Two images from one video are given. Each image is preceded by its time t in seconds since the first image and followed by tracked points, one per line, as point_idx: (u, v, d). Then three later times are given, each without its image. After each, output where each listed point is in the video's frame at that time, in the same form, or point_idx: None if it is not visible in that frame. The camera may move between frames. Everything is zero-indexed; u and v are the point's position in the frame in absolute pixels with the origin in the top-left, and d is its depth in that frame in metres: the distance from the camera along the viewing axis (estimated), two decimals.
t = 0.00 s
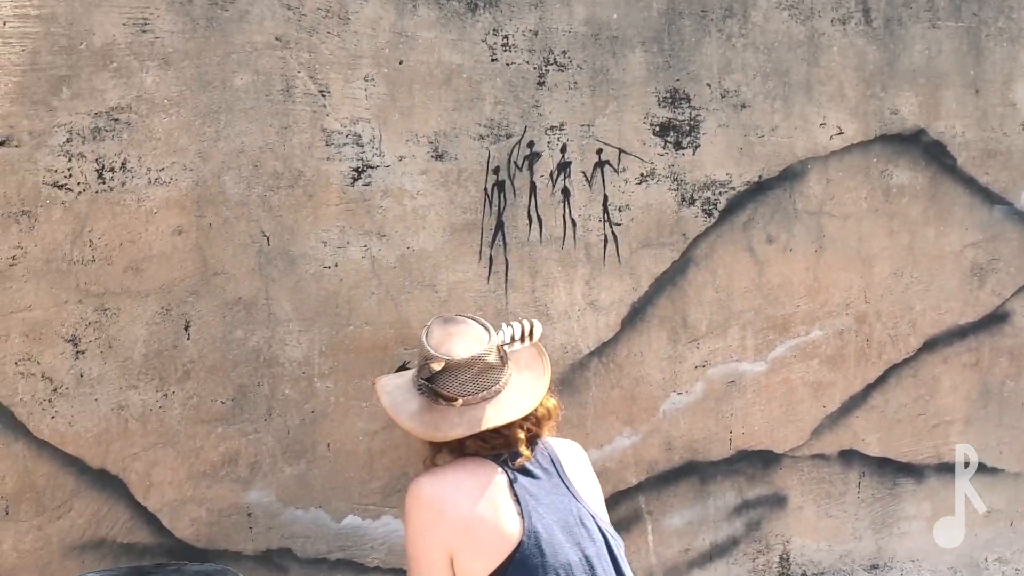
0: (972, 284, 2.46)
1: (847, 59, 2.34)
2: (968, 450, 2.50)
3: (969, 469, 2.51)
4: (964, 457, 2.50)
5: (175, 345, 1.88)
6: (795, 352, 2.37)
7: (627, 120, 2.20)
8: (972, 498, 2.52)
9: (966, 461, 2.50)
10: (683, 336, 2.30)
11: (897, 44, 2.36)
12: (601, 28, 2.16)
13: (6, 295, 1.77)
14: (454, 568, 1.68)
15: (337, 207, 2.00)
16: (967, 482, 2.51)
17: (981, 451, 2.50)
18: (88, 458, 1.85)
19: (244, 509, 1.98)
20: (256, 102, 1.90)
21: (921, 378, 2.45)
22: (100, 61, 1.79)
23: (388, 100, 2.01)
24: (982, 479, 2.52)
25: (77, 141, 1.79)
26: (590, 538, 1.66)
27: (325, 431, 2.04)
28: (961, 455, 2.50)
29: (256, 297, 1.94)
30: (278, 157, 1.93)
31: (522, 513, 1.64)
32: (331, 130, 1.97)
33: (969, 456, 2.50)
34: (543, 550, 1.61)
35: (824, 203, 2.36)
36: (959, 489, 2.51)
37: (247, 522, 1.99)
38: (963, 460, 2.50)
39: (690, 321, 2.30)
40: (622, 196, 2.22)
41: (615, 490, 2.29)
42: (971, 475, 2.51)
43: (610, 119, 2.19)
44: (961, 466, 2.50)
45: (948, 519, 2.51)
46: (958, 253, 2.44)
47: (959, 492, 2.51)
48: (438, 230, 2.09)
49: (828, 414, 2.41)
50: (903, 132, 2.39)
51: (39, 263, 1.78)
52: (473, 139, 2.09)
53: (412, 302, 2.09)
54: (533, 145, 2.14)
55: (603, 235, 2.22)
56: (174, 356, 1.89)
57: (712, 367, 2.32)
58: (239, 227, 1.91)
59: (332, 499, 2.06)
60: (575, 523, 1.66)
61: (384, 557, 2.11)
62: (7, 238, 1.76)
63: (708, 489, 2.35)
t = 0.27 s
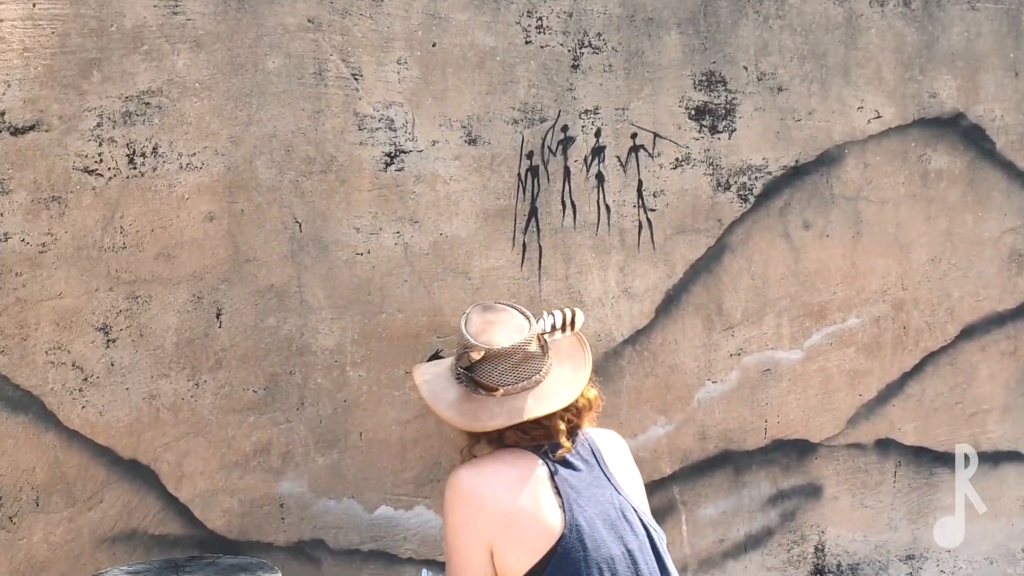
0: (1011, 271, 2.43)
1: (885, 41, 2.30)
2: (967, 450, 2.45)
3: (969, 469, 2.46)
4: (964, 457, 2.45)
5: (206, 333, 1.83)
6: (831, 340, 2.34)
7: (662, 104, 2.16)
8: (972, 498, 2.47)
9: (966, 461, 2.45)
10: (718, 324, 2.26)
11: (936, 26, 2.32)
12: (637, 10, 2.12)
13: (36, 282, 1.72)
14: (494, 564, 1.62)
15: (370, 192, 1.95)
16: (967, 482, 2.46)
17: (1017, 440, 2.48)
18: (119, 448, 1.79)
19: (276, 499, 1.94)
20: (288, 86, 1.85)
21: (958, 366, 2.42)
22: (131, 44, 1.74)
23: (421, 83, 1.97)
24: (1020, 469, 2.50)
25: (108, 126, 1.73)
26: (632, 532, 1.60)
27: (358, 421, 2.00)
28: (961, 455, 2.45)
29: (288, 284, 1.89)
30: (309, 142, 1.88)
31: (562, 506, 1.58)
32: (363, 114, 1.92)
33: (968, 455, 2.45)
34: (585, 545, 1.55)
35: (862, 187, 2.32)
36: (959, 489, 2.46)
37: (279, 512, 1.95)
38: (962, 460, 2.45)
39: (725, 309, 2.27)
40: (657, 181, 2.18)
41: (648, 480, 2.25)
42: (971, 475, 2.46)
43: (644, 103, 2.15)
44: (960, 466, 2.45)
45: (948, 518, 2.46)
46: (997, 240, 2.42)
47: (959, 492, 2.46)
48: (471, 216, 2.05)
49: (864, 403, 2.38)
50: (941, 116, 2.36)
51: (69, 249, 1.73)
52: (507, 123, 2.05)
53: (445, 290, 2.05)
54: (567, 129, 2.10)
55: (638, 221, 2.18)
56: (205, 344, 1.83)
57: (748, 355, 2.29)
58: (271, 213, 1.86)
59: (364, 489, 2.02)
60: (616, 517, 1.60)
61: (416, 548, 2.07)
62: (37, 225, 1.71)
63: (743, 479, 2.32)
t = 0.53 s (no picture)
0: None
1: (923, 26, 2.25)
2: (968, 449, 2.39)
3: (969, 468, 2.40)
4: (964, 456, 2.39)
5: (236, 324, 1.80)
6: (866, 331, 2.30)
7: (696, 90, 2.12)
8: (972, 498, 2.41)
9: (966, 461, 2.40)
10: (752, 315, 2.22)
11: (975, 11, 2.27)
12: None
13: (65, 273, 1.68)
14: (534, 561, 1.58)
15: (401, 180, 1.91)
16: (967, 482, 2.40)
17: None
18: (148, 441, 1.75)
19: (306, 493, 1.90)
20: (318, 72, 1.81)
21: (994, 357, 2.38)
22: (161, 29, 1.70)
23: (453, 69, 1.93)
24: None
25: (137, 112, 1.69)
26: (674, 529, 1.55)
27: (389, 413, 1.96)
28: (960, 454, 2.39)
29: (319, 274, 1.86)
30: (340, 129, 1.84)
31: (603, 501, 1.52)
32: (394, 101, 1.88)
33: (968, 455, 2.40)
34: (626, 542, 1.49)
35: (898, 175, 2.28)
36: (959, 489, 2.40)
37: (310, 506, 1.91)
38: (963, 460, 2.39)
39: (759, 299, 2.22)
40: (690, 169, 2.14)
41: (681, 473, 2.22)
42: (971, 475, 2.40)
43: (678, 89, 2.11)
44: (960, 466, 2.40)
45: (948, 519, 2.40)
46: None
47: (959, 492, 2.40)
48: (502, 205, 2.01)
49: (899, 395, 2.34)
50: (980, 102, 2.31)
51: (98, 239, 1.69)
52: (539, 110, 2.01)
53: (477, 280, 2.01)
54: (600, 116, 2.06)
55: (671, 209, 2.14)
56: (235, 335, 1.80)
57: (781, 346, 2.25)
58: (302, 202, 1.82)
59: (395, 483, 1.98)
60: (657, 513, 1.54)
61: (447, 542, 2.03)
62: (66, 214, 1.67)
63: (776, 472, 2.28)
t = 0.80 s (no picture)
0: None
1: (957, 17, 2.21)
2: (968, 449, 2.34)
3: (969, 468, 2.34)
4: (964, 456, 2.34)
5: (264, 323, 1.76)
6: (899, 327, 2.26)
7: (728, 82, 2.08)
8: (972, 498, 2.35)
9: (966, 461, 2.34)
10: (784, 312, 2.19)
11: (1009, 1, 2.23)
12: None
13: (91, 271, 1.64)
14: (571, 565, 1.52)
15: (430, 176, 1.87)
16: (967, 482, 2.34)
17: None
18: (175, 443, 1.72)
19: (335, 495, 1.86)
20: (347, 65, 1.77)
21: None
22: (188, 21, 1.66)
23: (483, 62, 1.88)
24: None
25: (164, 107, 1.65)
26: (716, 534, 1.48)
27: (418, 413, 1.92)
28: (960, 454, 2.34)
29: (347, 272, 1.82)
30: (369, 123, 1.80)
31: (643, 506, 1.46)
32: (424, 95, 1.84)
33: (968, 455, 2.34)
34: (667, 548, 1.43)
35: (932, 168, 2.24)
36: (959, 489, 2.34)
37: (338, 508, 1.87)
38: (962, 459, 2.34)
39: (791, 296, 2.19)
40: (722, 163, 2.10)
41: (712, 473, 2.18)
42: (971, 475, 2.35)
43: (710, 82, 2.06)
44: (960, 465, 2.34)
45: (948, 519, 2.34)
46: None
47: (958, 492, 2.35)
48: (532, 200, 1.97)
49: (932, 392, 2.30)
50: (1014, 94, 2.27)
51: (125, 237, 1.66)
52: (570, 103, 1.97)
53: (506, 277, 1.97)
54: (631, 109, 2.02)
55: (702, 204, 2.10)
56: (264, 335, 1.76)
57: (813, 344, 2.21)
58: (331, 198, 1.78)
59: (424, 485, 1.94)
60: (699, 518, 1.48)
61: (477, 544, 1.99)
62: (92, 211, 1.63)
63: (807, 472, 2.25)
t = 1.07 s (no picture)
0: None
1: (985, 14, 2.18)
2: (968, 449, 2.29)
3: (970, 469, 2.30)
4: (964, 456, 2.29)
5: (290, 326, 1.73)
6: (927, 329, 2.23)
7: (756, 80, 2.05)
8: (972, 498, 2.31)
9: (967, 461, 2.30)
10: (811, 313, 2.16)
11: None
12: None
13: (116, 274, 1.61)
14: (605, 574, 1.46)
15: (456, 176, 1.85)
16: (967, 483, 2.30)
17: None
18: (200, 449, 1.69)
19: (360, 502, 1.83)
20: (373, 64, 1.74)
21: None
22: (213, 20, 1.63)
23: (509, 60, 1.86)
24: None
25: (190, 107, 1.63)
26: (755, 544, 1.41)
27: (443, 417, 1.89)
28: (960, 455, 2.29)
29: (373, 274, 1.79)
30: (395, 123, 1.77)
31: (679, 514, 1.40)
32: (450, 94, 1.82)
33: (969, 455, 2.30)
34: (705, 559, 1.36)
35: (960, 167, 2.20)
36: (959, 489, 2.30)
37: (363, 515, 1.84)
38: (962, 460, 2.29)
39: (818, 297, 2.16)
40: (749, 162, 2.07)
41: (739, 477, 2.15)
42: (972, 476, 2.30)
43: (737, 80, 2.03)
44: (959, 466, 2.29)
45: (948, 519, 2.30)
46: None
47: (958, 492, 2.30)
48: (559, 200, 1.94)
49: (959, 395, 2.27)
50: None
51: (150, 240, 1.63)
52: (596, 102, 1.94)
53: (532, 279, 1.94)
54: (658, 108, 1.99)
55: (729, 204, 2.07)
56: (289, 338, 1.73)
57: (840, 346, 2.19)
58: (357, 198, 1.76)
59: (449, 490, 1.91)
60: (737, 527, 1.41)
61: (503, 551, 1.95)
62: (116, 213, 1.60)
63: (835, 475, 2.21)
